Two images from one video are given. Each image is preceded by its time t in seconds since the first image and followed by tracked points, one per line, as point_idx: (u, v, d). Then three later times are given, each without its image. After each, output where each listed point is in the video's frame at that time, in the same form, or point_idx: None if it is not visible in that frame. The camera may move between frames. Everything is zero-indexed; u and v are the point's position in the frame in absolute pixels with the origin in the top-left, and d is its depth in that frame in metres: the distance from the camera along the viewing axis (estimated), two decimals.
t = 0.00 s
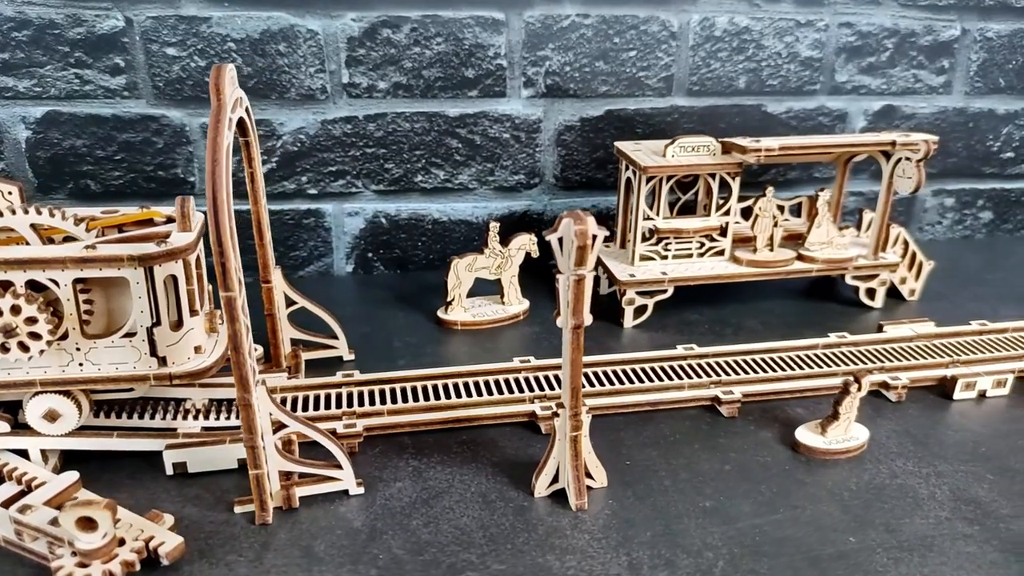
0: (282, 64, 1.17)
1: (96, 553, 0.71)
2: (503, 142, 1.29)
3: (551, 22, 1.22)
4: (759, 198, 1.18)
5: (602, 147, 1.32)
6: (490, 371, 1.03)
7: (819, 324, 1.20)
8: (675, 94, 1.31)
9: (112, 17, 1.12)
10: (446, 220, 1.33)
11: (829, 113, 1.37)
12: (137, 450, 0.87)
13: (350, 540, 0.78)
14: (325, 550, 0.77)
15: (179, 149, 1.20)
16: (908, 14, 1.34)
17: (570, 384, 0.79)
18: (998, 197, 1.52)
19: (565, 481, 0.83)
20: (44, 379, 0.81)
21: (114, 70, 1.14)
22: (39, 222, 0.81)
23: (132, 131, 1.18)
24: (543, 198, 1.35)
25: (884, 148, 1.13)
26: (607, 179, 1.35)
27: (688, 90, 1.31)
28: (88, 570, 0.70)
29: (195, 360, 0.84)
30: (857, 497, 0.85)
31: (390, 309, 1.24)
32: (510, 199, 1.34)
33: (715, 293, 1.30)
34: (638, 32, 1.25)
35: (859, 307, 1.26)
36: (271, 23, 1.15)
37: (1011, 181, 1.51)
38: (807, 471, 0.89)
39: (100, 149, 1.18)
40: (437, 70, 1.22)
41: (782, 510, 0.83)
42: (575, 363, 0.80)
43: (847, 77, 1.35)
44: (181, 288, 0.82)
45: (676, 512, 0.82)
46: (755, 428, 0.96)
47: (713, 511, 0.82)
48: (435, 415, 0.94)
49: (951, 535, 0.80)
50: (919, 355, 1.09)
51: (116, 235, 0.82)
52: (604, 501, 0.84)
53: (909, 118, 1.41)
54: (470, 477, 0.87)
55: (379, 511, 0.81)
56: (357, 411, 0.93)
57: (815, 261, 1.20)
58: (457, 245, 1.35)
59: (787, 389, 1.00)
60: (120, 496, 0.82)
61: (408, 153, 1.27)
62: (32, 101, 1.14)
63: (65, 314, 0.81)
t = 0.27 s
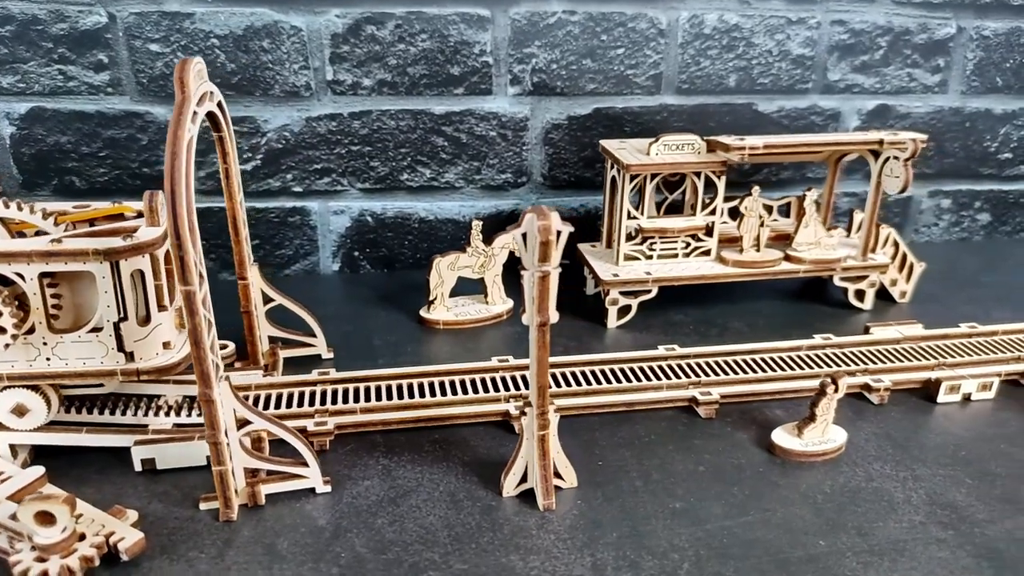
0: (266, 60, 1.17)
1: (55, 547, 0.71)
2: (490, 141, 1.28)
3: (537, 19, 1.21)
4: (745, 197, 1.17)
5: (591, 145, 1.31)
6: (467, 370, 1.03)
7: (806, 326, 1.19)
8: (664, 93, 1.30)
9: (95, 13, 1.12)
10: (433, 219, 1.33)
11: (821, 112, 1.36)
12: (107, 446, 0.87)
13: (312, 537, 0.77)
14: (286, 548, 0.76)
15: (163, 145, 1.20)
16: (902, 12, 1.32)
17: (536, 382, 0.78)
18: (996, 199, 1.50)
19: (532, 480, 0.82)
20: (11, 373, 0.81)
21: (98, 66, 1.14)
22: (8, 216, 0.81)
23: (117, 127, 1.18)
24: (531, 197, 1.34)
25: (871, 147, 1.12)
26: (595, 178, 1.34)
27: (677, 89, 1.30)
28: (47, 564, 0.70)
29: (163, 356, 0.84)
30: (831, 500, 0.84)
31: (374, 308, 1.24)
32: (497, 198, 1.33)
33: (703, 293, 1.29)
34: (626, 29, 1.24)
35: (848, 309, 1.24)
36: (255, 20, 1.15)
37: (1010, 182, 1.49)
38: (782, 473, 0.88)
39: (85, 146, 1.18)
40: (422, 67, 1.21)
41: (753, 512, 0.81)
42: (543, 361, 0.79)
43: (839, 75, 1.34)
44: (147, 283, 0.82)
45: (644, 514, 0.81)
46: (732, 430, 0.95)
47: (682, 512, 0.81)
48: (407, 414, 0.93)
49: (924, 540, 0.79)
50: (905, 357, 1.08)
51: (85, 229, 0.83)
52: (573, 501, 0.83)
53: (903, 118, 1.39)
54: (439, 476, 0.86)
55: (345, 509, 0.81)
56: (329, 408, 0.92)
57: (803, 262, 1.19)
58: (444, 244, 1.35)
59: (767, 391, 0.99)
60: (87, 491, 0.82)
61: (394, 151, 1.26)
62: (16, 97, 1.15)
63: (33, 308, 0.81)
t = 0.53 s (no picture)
0: (247, 58, 1.17)
1: (8, 545, 0.70)
2: (474, 139, 1.27)
3: (521, 17, 1.20)
4: (730, 197, 1.15)
5: (577, 144, 1.30)
6: (442, 370, 1.02)
7: (791, 329, 1.17)
8: (651, 91, 1.29)
9: (77, 10, 1.12)
10: (417, 218, 1.32)
11: (812, 112, 1.34)
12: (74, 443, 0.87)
13: (272, 538, 0.76)
14: (245, 548, 0.75)
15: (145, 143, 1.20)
16: (895, 10, 1.30)
17: (500, 383, 0.77)
18: (993, 200, 1.47)
19: (498, 482, 0.81)
20: None
21: (80, 63, 1.14)
22: None
23: (99, 124, 1.18)
24: (517, 196, 1.34)
25: (857, 146, 1.10)
26: (582, 177, 1.33)
27: (664, 87, 1.28)
28: None
29: (128, 354, 0.84)
30: (803, 506, 0.82)
31: (356, 307, 1.23)
32: (483, 197, 1.33)
33: (689, 294, 1.28)
34: (612, 27, 1.23)
35: (836, 312, 1.23)
36: (236, 17, 1.15)
37: (1007, 183, 1.47)
38: (755, 478, 0.86)
39: (67, 143, 1.18)
40: (405, 65, 1.21)
41: (722, 518, 0.80)
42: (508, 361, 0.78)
43: (830, 74, 1.32)
44: (111, 279, 0.82)
45: (611, 518, 0.80)
46: (707, 433, 0.93)
47: (650, 517, 0.80)
48: (378, 414, 0.93)
49: (895, 548, 0.77)
50: (889, 361, 1.06)
51: (50, 225, 0.82)
52: (539, 505, 0.82)
53: (896, 117, 1.37)
54: (406, 477, 0.85)
55: (307, 510, 0.80)
56: (299, 407, 0.92)
57: (789, 263, 1.17)
58: (429, 243, 1.34)
59: (745, 394, 0.97)
60: (51, 489, 0.82)
61: (378, 149, 1.26)
62: None
63: None
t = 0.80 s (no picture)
0: (228, 57, 1.16)
1: None
2: (457, 139, 1.27)
3: (504, 16, 1.20)
4: (712, 199, 1.14)
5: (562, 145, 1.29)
6: (414, 372, 1.02)
7: (774, 333, 1.15)
8: (637, 91, 1.28)
9: (57, 8, 1.12)
10: (401, 218, 1.31)
11: (801, 112, 1.32)
12: (40, 443, 0.86)
13: (231, 542, 0.76)
14: (203, 552, 0.75)
15: (126, 142, 1.21)
16: (887, 9, 1.28)
17: (462, 387, 0.76)
18: (987, 203, 1.45)
19: (462, 488, 0.80)
20: None
21: (60, 62, 1.14)
22: None
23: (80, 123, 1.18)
24: (501, 197, 1.33)
25: (842, 148, 1.09)
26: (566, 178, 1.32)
27: (650, 87, 1.27)
28: None
29: (93, 354, 0.84)
30: (773, 515, 0.81)
31: (337, 308, 1.23)
32: (466, 198, 1.32)
33: (674, 297, 1.26)
34: (596, 26, 1.22)
35: (822, 316, 1.21)
36: (216, 15, 1.14)
37: (1002, 186, 1.45)
38: (725, 485, 0.85)
39: (49, 142, 1.18)
40: (387, 64, 1.20)
41: (688, 526, 0.79)
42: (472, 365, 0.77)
43: (820, 75, 1.30)
44: (74, 280, 0.82)
45: (574, 525, 0.78)
46: (680, 439, 0.92)
47: (615, 524, 0.79)
48: (346, 416, 0.92)
49: (864, 559, 0.75)
50: (870, 366, 1.04)
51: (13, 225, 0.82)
52: (503, 510, 0.81)
53: (888, 119, 1.35)
54: (371, 481, 0.84)
55: (269, 514, 0.79)
56: (268, 410, 0.91)
57: (772, 266, 1.16)
58: (413, 243, 1.33)
59: (720, 399, 0.96)
60: (14, 489, 0.81)
61: (360, 148, 1.25)
62: None
63: None
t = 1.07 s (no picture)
0: (204, 56, 1.16)
1: None
2: (437, 139, 1.26)
3: (482, 16, 1.19)
4: (691, 201, 1.12)
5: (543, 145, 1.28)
6: (384, 374, 1.01)
7: (753, 337, 1.14)
8: (618, 92, 1.26)
9: (32, 7, 1.11)
10: (381, 219, 1.30)
11: (787, 114, 1.31)
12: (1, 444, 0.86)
13: (182, 546, 0.75)
14: (153, 556, 0.74)
15: (104, 140, 1.21)
16: (874, 10, 1.26)
17: (418, 392, 0.75)
18: (979, 207, 1.43)
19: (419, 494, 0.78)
20: None
21: (36, 60, 1.14)
22: None
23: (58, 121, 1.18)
24: (483, 198, 1.31)
25: (821, 150, 1.07)
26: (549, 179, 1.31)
27: (632, 88, 1.26)
28: None
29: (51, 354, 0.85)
30: (736, 524, 0.79)
31: (314, 308, 1.22)
32: (447, 198, 1.31)
33: (655, 300, 1.25)
34: (576, 26, 1.21)
35: (804, 320, 1.19)
36: (192, 14, 1.14)
37: (994, 190, 1.42)
38: (690, 493, 0.83)
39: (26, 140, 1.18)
40: (364, 63, 1.19)
41: (648, 535, 0.77)
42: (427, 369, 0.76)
43: (805, 76, 1.29)
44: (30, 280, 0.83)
45: (532, 532, 0.77)
46: (648, 445, 0.90)
47: (573, 532, 0.77)
48: (311, 418, 0.91)
49: (827, 571, 0.73)
50: (849, 372, 1.02)
51: None
52: (461, 517, 0.79)
53: (876, 121, 1.33)
54: (330, 485, 0.83)
55: (223, 518, 0.78)
56: (231, 411, 0.91)
57: (752, 269, 1.14)
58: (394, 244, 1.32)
59: (691, 405, 0.95)
60: None
61: (339, 148, 1.24)
62: None
63: None
